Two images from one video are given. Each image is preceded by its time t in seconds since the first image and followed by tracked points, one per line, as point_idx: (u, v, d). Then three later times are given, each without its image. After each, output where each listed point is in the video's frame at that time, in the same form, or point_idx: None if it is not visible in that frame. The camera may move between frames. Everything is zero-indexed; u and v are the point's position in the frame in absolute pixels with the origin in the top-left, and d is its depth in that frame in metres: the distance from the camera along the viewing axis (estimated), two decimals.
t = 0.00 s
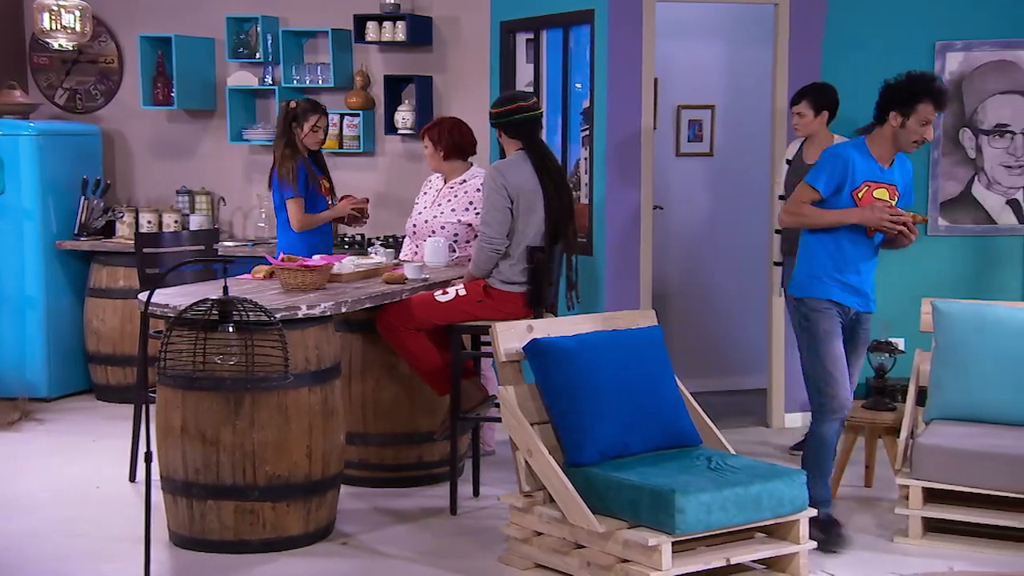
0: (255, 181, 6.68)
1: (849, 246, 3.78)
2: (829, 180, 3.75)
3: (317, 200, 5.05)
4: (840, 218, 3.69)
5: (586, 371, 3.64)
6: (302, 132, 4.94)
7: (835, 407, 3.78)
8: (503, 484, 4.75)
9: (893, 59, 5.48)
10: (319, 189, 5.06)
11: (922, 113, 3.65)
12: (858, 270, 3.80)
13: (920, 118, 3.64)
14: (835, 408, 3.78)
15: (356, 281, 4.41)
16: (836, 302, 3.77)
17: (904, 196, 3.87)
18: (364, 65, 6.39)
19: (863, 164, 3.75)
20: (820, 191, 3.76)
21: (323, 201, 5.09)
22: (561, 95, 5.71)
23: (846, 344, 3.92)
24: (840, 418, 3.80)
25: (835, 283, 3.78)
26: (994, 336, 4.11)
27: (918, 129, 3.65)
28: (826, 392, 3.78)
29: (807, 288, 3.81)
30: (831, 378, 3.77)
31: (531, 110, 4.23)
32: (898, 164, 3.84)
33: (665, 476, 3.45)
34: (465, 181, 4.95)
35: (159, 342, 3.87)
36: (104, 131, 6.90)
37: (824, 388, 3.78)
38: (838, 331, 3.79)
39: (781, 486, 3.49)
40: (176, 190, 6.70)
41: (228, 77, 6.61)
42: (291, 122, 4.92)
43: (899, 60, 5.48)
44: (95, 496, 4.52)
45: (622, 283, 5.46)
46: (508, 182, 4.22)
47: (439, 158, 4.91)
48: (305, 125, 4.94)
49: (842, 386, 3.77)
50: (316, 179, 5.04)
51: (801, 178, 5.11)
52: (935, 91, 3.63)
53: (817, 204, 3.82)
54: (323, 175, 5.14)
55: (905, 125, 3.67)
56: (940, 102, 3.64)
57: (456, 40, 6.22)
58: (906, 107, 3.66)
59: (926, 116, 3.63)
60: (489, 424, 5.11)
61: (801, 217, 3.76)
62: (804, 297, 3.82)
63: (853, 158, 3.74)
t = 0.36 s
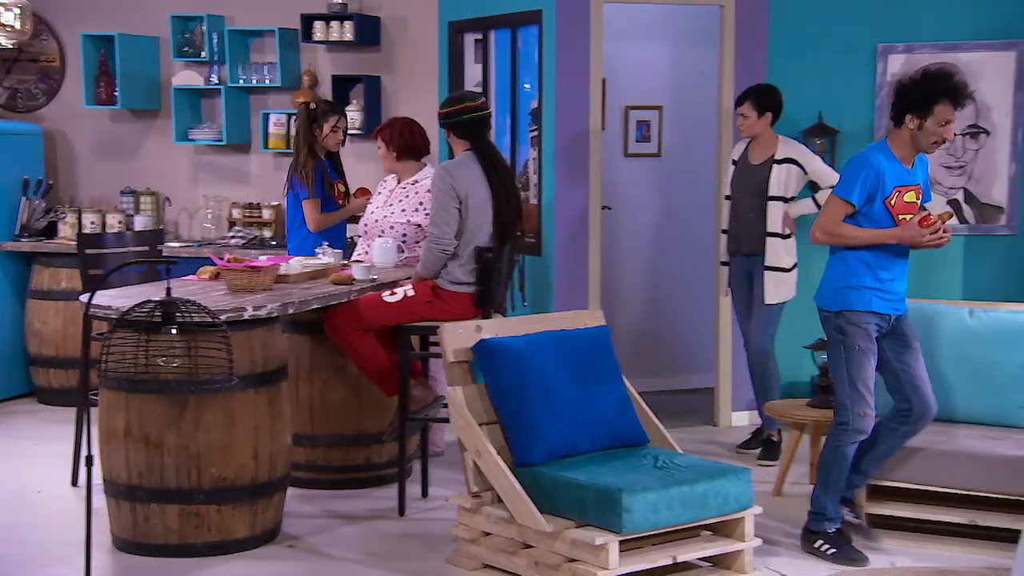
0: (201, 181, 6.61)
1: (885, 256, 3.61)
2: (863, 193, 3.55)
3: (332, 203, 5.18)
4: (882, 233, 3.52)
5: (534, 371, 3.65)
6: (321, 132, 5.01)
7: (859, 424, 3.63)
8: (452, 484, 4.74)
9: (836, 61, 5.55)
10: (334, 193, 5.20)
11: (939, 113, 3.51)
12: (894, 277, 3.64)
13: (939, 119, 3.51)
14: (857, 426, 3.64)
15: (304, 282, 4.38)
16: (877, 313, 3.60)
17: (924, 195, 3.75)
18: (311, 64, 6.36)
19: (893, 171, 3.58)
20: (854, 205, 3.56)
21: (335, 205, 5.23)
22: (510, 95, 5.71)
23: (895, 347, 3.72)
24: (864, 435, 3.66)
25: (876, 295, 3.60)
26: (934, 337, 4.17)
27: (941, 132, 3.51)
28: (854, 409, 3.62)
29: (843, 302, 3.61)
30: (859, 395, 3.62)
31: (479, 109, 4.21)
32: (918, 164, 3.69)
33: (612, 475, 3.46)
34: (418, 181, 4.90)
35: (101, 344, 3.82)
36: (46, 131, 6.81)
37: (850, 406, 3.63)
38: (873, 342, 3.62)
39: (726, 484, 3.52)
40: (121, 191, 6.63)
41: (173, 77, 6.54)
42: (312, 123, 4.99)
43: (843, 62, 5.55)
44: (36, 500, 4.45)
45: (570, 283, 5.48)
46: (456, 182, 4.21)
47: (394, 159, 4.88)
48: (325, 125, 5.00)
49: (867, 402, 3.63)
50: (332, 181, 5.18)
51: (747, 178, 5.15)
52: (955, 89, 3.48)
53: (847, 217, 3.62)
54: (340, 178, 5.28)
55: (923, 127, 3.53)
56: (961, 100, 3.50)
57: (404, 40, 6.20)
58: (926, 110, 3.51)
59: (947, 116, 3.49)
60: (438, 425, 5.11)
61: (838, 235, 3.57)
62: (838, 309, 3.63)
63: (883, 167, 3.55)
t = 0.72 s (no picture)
0: (124, 181, 6.51)
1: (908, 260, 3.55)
2: (874, 194, 3.52)
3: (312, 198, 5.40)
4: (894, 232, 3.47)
5: (462, 371, 3.64)
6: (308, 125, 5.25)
7: (903, 430, 3.57)
8: (380, 486, 4.72)
9: (760, 64, 5.63)
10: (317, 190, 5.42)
11: (923, 108, 3.48)
12: (917, 278, 3.57)
13: (921, 115, 3.47)
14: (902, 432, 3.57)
15: (229, 283, 4.32)
16: (904, 318, 3.52)
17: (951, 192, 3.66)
18: (237, 63, 6.29)
19: (906, 169, 3.52)
20: (867, 206, 3.54)
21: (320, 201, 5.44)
22: (438, 96, 5.68)
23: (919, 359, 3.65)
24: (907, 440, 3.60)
25: (899, 297, 3.54)
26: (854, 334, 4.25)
27: (936, 128, 3.45)
28: (897, 416, 3.56)
29: (871, 310, 3.54)
30: (901, 402, 3.55)
31: (406, 109, 4.20)
32: (942, 163, 3.60)
33: (540, 475, 3.46)
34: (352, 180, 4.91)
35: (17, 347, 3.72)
36: None
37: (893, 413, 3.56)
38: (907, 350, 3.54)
39: (653, 482, 3.54)
40: (41, 191, 6.50)
41: (95, 75, 6.43)
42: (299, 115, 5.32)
43: (767, 64, 5.63)
44: None
45: (500, 283, 5.48)
46: (384, 183, 4.19)
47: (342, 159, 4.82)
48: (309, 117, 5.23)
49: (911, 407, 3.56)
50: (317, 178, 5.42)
51: (673, 179, 5.20)
52: (944, 84, 3.44)
53: (863, 218, 3.60)
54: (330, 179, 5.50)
55: (914, 124, 3.51)
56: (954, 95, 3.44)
57: (332, 40, 6.16)
58: (919, 109, 3.48)
59: (928, 111, 3.45)
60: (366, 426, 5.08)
61: (852, 236, 3.53)
62: (867, 317, 3.56)
63: (893, 166, 3.52)
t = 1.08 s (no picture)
0: (43, 181, 6.37)
1: (902, 261, 3.51)
2: (850, 203, 3.55)
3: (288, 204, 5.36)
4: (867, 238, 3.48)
5: (389, 372, 3.62)
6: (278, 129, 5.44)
7: (905, 434, 3.52)
8: (307, 488, 4.68)
9: (684, 65, 5.68)
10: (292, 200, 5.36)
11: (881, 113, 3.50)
12: (917, 281, 3.52)
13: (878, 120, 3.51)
14: (905, 435, 3.52)
15: (151, 285, 4.25)
16: (900, 321, 3.49)
17: (950, 187, 3.59)
18: (159, 61, 6.20)
19: (879, 174, 3.53)
20: (847, 215, 3.57)
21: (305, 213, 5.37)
22: (364, 96, 5.65)
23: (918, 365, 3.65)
24: (913, 444, 3.54)
25: (898, 302, 3.50)
26: (776, 334, 4.31)
27: (887, 131, 3.45)
28: (900, 418, 3.52)
29: (867, 314, 3.53)
30: (899, 404, 3.51)
31: (331, 109, 4.15)
32: (932, 158, 3.55)
33: (467, 475, 3.46)
34: (266, 178, 5.00)
35: None
36: None
37: (891, 415, 3.53)
38: (903, 352, 3.51)
39: (580, 481, 3.56)
40: None
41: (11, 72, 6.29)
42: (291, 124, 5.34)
43: (692, 66, 5.68)
44: None
45: (428, 284, 5.47)
46: (309, 183, 4.14)
47: (259, 158, 4.91)
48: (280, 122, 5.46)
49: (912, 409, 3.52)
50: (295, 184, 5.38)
51: (600, 180, 5.23)
52: (893, 86, 3.45)
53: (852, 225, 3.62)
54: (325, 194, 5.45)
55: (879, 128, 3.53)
56: (903, 95, 3.43)
57: (257, 40, 6.09)
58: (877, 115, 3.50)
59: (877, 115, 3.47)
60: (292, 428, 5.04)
61: (834, 246, 3.57)
62: (862, 319, 3.55)
63: (865, 172, 3.53)
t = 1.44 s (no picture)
0: None
1: (883, 262, 3.47)
2: (831, 201, 3.50)
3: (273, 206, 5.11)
4: (845, 236, 3.41)
5: (319, 373, 3.59)
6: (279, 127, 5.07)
7: (858, 435, 3.54)
8: (238, 492, 4.63)
9: (615, 67, 5.71)
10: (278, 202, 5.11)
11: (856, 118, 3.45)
12: (902, 281, 3.47)
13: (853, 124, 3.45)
14: (856, 437, 3.54)
15: (76, 287, 4.17)
16: (873, 320, 3.47)
17: (943, 186, 3.49)
18: (84, 60, 6.11)
19: (860, 172, 3.47)
20: (829, 214, 3.52)
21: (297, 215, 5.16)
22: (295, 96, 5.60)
23: (907, 364, 3.57)
24: (863, 446, 3.56)
25: (876, 301, 3.47)
26: (708, 335, 4.34)
27: (859, 135, 3.40)
28: (853, 419, 3.53)
29: (842, 310, 3.52)
30: (858, 406, 3.52)
31: (262, 108, 4.08)
32: (921, 157, 3.46)
33: (400, 477, 3.44)
34: (180, 178, 4.95)
35: None
36: None
37: (847, 415, 3.53)
38: (870, 354, 3.50)
39: (512, 482, 3.56)
40: None
41: None
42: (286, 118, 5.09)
43: (623, 68, 5.72)
44: None
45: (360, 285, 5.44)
46: (239, 183, 4.05)
47: (180, 153, 4.79)
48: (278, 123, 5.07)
49: (866, 412, 3.53)
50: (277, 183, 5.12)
51: (533, 181, 5.24)
52: (863, 90, 3.38)
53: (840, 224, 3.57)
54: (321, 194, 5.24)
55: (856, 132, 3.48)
56: (870, 99, 3.36)
57: (184, 38, 6.01)
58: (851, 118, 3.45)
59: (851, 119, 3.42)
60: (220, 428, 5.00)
61: (816, 244, 3.51)
62: (839, 317, 3.54)
63: (846, 171, 3.49)
